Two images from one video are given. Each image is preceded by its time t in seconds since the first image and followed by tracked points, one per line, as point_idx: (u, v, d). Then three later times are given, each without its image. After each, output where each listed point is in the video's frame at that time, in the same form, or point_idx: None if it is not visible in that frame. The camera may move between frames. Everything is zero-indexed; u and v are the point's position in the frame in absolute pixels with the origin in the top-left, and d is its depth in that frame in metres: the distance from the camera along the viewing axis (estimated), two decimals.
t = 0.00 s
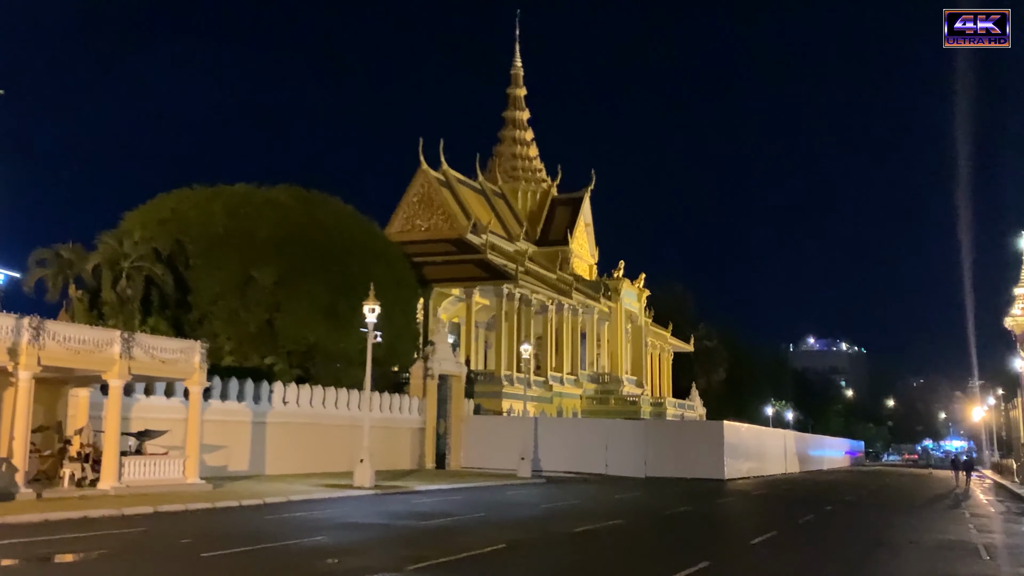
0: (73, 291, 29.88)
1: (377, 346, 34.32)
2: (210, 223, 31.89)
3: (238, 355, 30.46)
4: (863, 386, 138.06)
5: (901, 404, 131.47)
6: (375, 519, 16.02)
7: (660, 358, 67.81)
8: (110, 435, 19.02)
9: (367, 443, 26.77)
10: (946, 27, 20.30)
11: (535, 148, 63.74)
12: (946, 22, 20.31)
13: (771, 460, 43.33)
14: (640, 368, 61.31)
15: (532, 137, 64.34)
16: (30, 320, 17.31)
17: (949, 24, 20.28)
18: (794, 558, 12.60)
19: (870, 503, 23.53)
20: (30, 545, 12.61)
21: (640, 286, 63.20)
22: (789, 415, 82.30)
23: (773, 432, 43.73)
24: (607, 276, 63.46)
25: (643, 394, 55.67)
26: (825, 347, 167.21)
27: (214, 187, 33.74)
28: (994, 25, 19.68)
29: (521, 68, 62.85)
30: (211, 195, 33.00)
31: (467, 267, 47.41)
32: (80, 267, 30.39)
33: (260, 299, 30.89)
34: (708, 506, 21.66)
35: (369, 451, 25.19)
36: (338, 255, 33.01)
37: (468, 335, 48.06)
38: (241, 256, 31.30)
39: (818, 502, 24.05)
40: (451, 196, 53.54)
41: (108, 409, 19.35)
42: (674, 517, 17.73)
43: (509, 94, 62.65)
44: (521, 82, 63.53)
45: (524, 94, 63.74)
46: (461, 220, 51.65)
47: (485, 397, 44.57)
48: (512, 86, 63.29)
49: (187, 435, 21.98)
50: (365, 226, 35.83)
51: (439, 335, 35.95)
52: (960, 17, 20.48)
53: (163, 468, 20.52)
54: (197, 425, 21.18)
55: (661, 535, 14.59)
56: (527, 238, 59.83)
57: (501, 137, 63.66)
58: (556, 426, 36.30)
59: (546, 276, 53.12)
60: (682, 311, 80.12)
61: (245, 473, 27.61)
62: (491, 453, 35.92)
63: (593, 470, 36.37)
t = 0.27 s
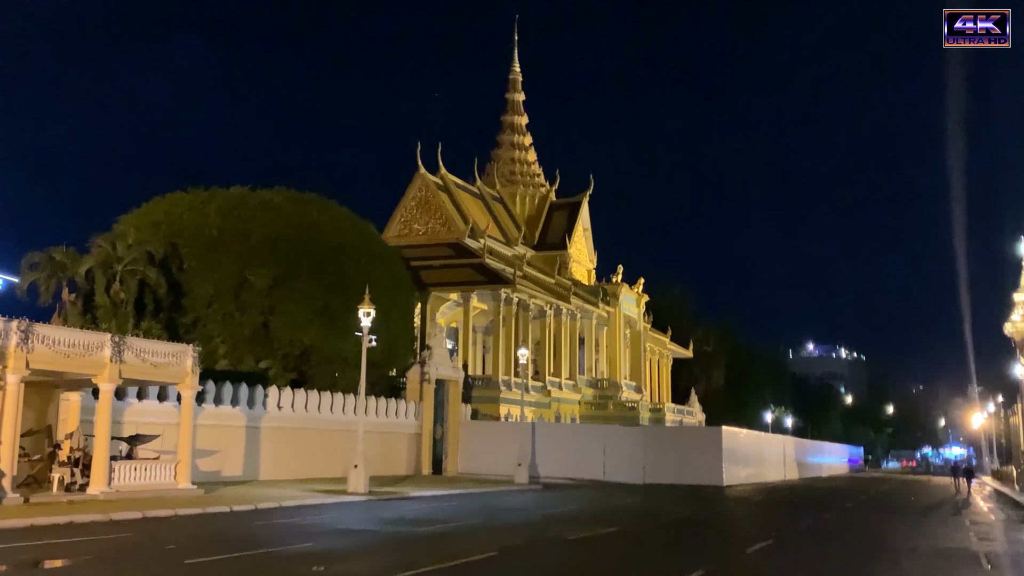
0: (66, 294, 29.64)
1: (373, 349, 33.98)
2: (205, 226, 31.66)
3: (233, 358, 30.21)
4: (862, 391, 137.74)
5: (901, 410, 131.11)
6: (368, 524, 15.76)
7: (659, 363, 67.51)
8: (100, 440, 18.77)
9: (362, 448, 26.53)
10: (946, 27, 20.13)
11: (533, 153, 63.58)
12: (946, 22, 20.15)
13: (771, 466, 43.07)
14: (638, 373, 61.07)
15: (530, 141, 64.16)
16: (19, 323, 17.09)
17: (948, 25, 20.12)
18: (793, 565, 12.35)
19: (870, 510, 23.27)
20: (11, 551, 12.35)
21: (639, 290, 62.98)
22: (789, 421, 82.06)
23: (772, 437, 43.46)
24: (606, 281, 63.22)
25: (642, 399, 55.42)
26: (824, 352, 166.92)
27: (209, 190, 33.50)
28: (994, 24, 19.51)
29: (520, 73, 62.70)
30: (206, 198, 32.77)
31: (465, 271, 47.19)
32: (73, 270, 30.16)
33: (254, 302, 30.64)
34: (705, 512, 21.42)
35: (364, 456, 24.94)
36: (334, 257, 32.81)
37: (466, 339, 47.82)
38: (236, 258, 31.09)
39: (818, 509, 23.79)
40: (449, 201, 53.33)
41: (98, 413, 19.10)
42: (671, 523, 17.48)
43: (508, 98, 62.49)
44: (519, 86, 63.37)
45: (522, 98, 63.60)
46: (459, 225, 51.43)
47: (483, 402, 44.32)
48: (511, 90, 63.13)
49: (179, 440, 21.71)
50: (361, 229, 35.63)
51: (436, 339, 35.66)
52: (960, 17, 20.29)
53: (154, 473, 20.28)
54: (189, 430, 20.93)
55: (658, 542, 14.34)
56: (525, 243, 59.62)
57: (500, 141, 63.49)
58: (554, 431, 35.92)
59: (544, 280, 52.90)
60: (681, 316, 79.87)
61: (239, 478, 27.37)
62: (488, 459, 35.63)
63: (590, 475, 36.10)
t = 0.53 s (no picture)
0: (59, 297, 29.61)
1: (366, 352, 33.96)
2: (199, 229, 31.64)
3: (225, 362, 30.18)
4: (860, 397, 137.57)
5: (899, 416, 130.96)
6: (357, 530, 15.72)
7: (656, 368, 67.49)
8: (90, 443, 18.73)
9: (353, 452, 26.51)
10: (946, 26, 20.20)
11: (531, 157, 63.59)
12: (946, 22, 20.21)
13: (766, 472, 43.02)
14: (635, 378, 61.05)
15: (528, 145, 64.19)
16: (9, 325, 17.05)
17: (948, 24, 20.19)
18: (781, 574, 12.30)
19: (862, 517, 23.22)
20: None
21: (636, 295, 62.95)
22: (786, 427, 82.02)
23: (768, 444, 43.42)
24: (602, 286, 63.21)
25: (638, 404, 55.39)
26: (823, 357, 166.76)
27: (203, 195, 33.46)
28: (995, 23, 19.59)
29: (518, 77, 62.74)
30: (200, 203, 32.72)
31: (461, 275, 47.17)
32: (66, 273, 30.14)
33: (248, 306, 30.64)
34: (698, 519, 21.37)
35: (356, 460, 24.90)
36: (327, 262, 32.84)
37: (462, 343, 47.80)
38: (230, 262, 31.09)
39: (810, 516, 23.74)
40: (446, 204, 53.33)
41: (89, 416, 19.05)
42: (663, 530, 17.42)
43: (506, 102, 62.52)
44: (517, 90, 63.40)
45: (520, 102, 63.63)
46: (455, 229, 51.41)
47: (478, 406, 44.29)
48: (508, 94, 63.16)
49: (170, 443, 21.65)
50: (356, 233, 35.68)
51: (431, 344, 35.63)
52: (961, 16, 20.33)
53: (144, 477, 20.22)
54: (179, 433, 20.88)
55: (647, 550, 14.29)
56: (522, 247, 59.62)
57: (497, 144, 63.52)
58: (548, 436, 35.94)
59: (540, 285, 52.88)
60: (679, 321, 79.85)
61: (231, 482, 27.33)
62: (482, 464, 35.59)
63: (585, 481, 36.07)
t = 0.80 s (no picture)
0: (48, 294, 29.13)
1: (361, 350, 33.53)
2: (191, 225, 31.17)
3: (217, 360, 29.67)
4: (855, 397, 137.51)
5: (894, 416, 130.91)
6: (347, 530, 15.33)
7: (651, 367, 67.16)
8: (74, 442, 18.30)
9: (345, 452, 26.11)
10: (946, 26, 19.97)
11: (526, 155, 63.22)
12: (946, 22, 19.98)
13: (762, 471, 42.71)
14: (630, 377, 60.72)
15: (524, 143, 63.82)
16: None
17: (948, 24, 19.96)
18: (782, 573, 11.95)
19: (862, 516, 22.89)
20: None
21: (631, 294, 62.62)
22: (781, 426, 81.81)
23: (764, 442, 43.11)
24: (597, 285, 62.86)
25: (634, 404, 55.05)
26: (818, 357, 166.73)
27: (195, 189, 32.99)
28: (994, 24, 19.32)
29: (513, 74, 62.36)
30: (193, 198, 32.26)
31: (455, 274, 46.77)
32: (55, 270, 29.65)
33: (241, 302, 30.15)
34: (695, 518, 21.03)
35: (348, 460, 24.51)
36: (321, 258, 32.38)
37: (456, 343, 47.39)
38: (222, 258, 30.61)
39: (809, 515, 23.41)
40: (440, 202, 52.91)
41: (72, 416, 18.65)
42: (660, 530, 17.07)
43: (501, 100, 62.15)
44: (512, 88, 63.03)
45: (515, 100, 63.25)
46: (450, 226, 51.00)
47: (473, 406, 43.90)
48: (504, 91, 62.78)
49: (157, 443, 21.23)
50: (350, 229, 35.23)
51: (425, 342, 35.24)
52: (961, 17, 20.03)
53: (130, 477, 19.79)
54: (167, 433, 20.46)
55: (644, 549, 13.96)
56: (517, 246, 59.24)
57: (493, 142, 63.13)
58: (544, 435, 35.58)
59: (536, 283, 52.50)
60: (674, 320, 79.57)
61: (221, 482, 26.90)
62: (477, 463, 35.20)
63: (580, 480, 35.71)
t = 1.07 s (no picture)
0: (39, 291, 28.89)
1: (355, 349, 33.30)
2: (184, 221, 30.93)
3: (209, 357, 29.44)
4: (854, 394, 137.29)
5: (892, 413, 130.75)
6: (336, 530, 15.07)
7: (649, 364, 66.97)
8: (62, 440, 18.05)
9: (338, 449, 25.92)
10: (945, 26, 19.59)
11: (523, 151, 62.96)
12: (945, 22, 19.60)
13: (760, 469, 42.49)
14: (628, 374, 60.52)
15: (521, 140, 63.57)
16: None
17: (947, 24, 19.57)
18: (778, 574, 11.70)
19: (859, 514, 22.65)
20: None
21: (629, 291, 62.39)
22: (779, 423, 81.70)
23: (762, 440, 42.91)
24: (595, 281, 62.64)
25: (631, 401, 54.86)
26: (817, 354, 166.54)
27: (189, 186, 32.78)
28: (994, 25, 18.98)
29: (511, 70, 62.09)
30: (187, 194, 32.06)
31: (452, 270, 46.49)
32: (46, 266, 29.44)
33: (234, 301, 29.84)
34: (690, 517, 20.81)
35: (341, 457, 24.26)
36: (315, 254, 32.19)
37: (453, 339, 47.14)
38: (215, 255, 30.39)
39: (806, 513, 23.15)
40: (437, 198, 52.67)
41: (61, 412, 18.40)
42: (655, 530, 16.81)
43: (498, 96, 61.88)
44: (510, 84, 62.75)
45: (513, 96, 62.98)
46: (447, 223, 50.73)
47: (469, 402, 43.68)
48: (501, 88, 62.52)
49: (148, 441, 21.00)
50: (345, 227, 35.06)
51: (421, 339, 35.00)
52: (960, 17, 19.75)
53: (121, 474, 19.55)
54: (157, 430, 20.23)
55: (637, 550, 13.72)
56: (514, 242, 59.00)
57: (490, 139, 62.89)
58: (540, 432, 35.39)
59: (533, 280, 52.27)
60: (672, 318, 79.35)
61: (214, 479, 26.67)
62: (473, 461, 34.97)
63: (577, 478, 35.50)
